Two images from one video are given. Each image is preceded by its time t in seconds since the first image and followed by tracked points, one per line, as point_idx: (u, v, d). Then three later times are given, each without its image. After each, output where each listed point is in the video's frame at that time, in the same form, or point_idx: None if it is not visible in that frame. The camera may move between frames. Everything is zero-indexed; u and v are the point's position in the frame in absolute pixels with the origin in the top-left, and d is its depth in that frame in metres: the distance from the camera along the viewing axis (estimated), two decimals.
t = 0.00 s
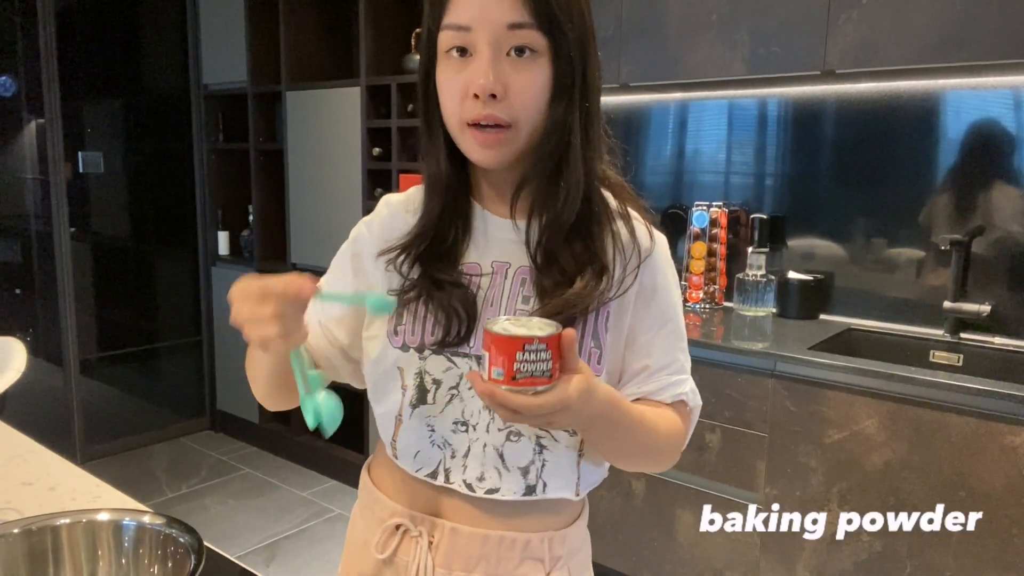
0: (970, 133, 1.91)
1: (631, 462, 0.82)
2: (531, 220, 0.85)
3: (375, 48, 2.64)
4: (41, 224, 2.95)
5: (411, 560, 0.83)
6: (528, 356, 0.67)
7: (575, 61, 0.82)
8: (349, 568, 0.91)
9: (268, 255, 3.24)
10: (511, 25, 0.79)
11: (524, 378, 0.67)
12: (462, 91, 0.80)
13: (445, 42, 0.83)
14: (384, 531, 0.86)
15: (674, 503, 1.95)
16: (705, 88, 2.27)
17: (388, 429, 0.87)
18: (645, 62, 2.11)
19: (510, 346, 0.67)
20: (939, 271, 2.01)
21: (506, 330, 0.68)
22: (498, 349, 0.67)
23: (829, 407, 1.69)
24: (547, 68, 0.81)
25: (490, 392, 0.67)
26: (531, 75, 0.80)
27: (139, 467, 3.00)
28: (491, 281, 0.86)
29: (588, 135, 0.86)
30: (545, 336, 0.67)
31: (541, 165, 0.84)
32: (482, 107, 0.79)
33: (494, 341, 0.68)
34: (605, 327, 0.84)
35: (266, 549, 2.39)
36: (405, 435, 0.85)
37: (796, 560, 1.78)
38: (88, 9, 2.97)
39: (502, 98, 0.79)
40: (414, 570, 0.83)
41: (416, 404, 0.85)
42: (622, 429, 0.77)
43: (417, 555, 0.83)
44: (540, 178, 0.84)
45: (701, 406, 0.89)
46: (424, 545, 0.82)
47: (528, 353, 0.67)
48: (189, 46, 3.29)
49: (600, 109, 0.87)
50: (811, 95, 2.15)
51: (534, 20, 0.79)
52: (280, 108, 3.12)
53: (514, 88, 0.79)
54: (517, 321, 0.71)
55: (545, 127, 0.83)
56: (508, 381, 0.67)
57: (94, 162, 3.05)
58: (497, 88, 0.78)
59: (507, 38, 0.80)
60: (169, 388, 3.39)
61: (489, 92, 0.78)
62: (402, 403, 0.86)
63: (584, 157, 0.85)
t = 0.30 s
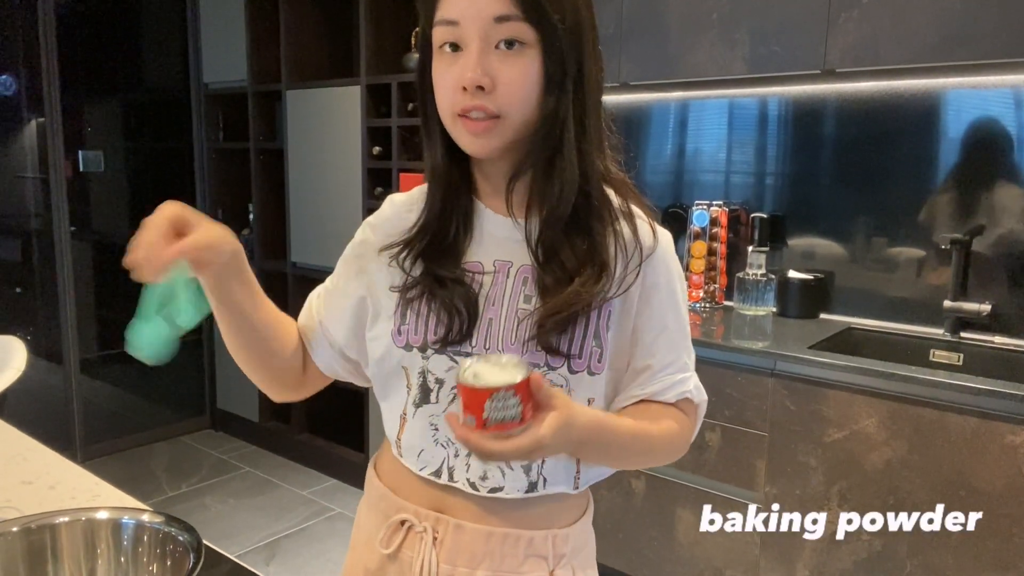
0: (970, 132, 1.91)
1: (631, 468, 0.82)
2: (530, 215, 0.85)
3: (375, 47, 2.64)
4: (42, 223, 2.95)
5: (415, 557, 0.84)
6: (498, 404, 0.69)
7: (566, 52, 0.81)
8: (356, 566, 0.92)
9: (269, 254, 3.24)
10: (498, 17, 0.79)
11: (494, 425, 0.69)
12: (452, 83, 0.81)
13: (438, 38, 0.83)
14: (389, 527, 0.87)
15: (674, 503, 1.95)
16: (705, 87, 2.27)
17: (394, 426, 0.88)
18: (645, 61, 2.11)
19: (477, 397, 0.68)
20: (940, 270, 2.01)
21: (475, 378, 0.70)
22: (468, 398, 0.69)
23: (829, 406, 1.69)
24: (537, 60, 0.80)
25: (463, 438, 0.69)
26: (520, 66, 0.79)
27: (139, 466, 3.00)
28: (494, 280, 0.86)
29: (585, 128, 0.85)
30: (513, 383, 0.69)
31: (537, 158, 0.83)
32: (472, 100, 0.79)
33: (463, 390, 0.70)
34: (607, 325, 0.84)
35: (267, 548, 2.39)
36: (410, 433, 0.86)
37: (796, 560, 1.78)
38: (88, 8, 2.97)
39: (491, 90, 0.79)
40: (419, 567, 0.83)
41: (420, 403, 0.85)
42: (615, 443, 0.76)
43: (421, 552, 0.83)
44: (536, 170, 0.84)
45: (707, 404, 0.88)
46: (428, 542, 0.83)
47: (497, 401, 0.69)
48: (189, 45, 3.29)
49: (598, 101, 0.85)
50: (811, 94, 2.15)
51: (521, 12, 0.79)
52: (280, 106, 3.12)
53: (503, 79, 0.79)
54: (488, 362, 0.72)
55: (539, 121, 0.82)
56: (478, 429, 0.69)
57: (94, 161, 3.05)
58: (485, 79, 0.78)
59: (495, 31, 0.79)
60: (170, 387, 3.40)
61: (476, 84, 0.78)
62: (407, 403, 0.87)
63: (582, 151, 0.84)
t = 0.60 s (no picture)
0: (970, 132, 1.91)
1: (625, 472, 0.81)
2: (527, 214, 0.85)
3: (375, 46, 2.64)
4: (42, 222, 2.95)
5: (414, 550, 0.84)
6: (468, 426, 0.70)
7: (546, 51, 0.79)
8: (358, 562, 0.92)
9: (269, 254, 3.24)
10: (475, 22, 0.78)
11: (469, 446, 0.70)
12: (440, 90, 0.81)
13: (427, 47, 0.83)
14: (390, 522, 0.87)
15: (674, 503, 1.95)
16: (705, 87, 2.27)
17: (399, 423, 0.89)
18: (645, 61, 2.11)
19: (450, 419, 0.70)
20: (940, 270, 2.01)
21: (450, 401, 0.71)
22: (444, 421, 0.71)
23: (829, 406, 1.69)
24: (517, 61, 0.79)
25: (442, 457, 0.71)
26: (499, 70, 0.78)
27: (139, 465, 3.01)
28: (495, 280, 0.86)
29: (570, 126, 0.82)
30: (482, 406, 0.69)
31: (528, 158, 0.82)
32: (457, 106, 0.80)
33: (439, 412, 0.71)
34: (607, 326, 0.84)
35: (267, 547, 2.39)
36: (413, 429, 0.87)
37: (796, 560, 1.78)
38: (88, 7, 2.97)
39: (473, 96, 0.79)
40: (417, 560, 0.83)
41: (424, 400, 0.86)
42: (602, 450, 0.77)
43: (420, 546, 0.83)
44: (526, 170, 0.83)
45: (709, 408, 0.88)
46: (427, 537, 0.83)
47: (468, 423, 0.70)
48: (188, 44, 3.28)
49: (586, 98, 0.83)
50: (811, 94, 2.15)
51: (495, 15, 0.78)
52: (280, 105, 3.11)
53: (484, 84, 0.78)
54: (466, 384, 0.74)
55: (525, 122, 0.81)
56: (455, 449, 0.70)
57: (94, 161, 3.05)
58: (466, 86, 0.78)
59: (474, 36, 0.79)
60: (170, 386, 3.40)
61: (459, 90, 0.78)
62: (410, 401, 0.88)
63: (571, 150, 0.82)
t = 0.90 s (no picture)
0: (971, 131, 1.91)
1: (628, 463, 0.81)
2: (516, 211, 0.85)
3: (375, 45, 2.64)
4: (43, 221, 2.95)
5: (414, 547, 0.84)
6: (477, 439, 0.69)
7: (540, 46, 0.79)
8: (359, 559, 0.92)
9: (269, 253, 3.24)
10: (471, 14, 0.78)
11: (477, 458, 0.70)
12: (432, 82, 0.80)
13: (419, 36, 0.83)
14: (390, 519, 0.87)
15: (674, 502, 1.95)
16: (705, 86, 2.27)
17: (395, 424, 0.89)
18: (645, 60, 2.11)
19: (458, 433, 0.69)
20: (940, 269, 2.01)
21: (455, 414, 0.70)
22: (451, 434, 0.70)
23: (829, 405, 1.69)
24: (511, 56, 0.79)
25: (451, 470, 0.71)
26: (493, 63, 0.78)
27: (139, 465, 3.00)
28: (488, 279, 0.86)
29: (564, 122, 0.82)
30: (489, 419, 0.69)
31: (515, 155, 0.82)
32: (449, 99, 0.79)
33: (445, 425, 0.71)
34: (604, 323, 0.84)
35: (267, 546, 2.39)
36: (414, 430, 0.87)
37: (796, 559, 1.78)
38: (88, 6, 2.96)
39: (466, 89, 0.78)
40: (417, 558, 0.84)
41: (423, 402, 0.86)
42: (603, 445, 0.76)
43: (420, 543, 0.84)
44: (517, 167, 0.83)
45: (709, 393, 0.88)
46: (427, 534, 0.83)
47: (476, 436, 0.69)
48: (189, 44, 3.29)
49: (577, 98, 0.83)
50: (811, 93, 2.15)
51: (492, 7, 0.77)
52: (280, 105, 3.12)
53: (478, 78, 0.78)
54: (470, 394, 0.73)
55: (516, 118, 0.81)
56: (463, 463, 0.70)
57: (94, 160, 3.05)
58: (459, 78, 0.78)
59: (469, 28, 0.78)
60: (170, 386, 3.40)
61: (451, 83, 0.78)
62: (408, 401, 0.88)
63: (559, 148, 0.82)
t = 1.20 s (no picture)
0: (971, 132, 1.91)
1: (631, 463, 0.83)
2: (522, 213, 0.85)
3: (375, 45, 2.64)
4: (42, 221, 2.95)
5: (411, 551, 0.84)
6: (492, 462, 0.69)
7: (563, 50, 0.81)
8: (355, 562, 0.92)
9: (269, 253, 3.24)
10: (497, 10, 0.78)
11: (493, 479, 0.70)
12: (448, 76, 0.80)
13: (433, 29, 0.82)
14: (387, 522, 0.87)
15: (674, 502, 1.95)
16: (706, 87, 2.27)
17: (393, 428, 0.89)
18: (645, 60, 2.11)
19: (473, 456, 0.69)
20: (940, 269, 2.01)
21: (469, 437, 0.70)
22: (466, 456, 0.70)
23: (829, 405, 1.69)
24: (535, 55, 0.80)
25: (467, 492, 0.71)
26: (516, 62, 0.79)
27: (139, 464, 3.01)
28: (487, 282, 0.86)
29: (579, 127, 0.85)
30: (504, 442, 0.68)
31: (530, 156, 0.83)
32: (467, 94, 0.78)
33: (460, 448, 0.70)
34: (602, 327, 0.84)
35: (267, 545, 2.40)
36: (410, 435, 0.87)
37: (796, 559, 1.79)
38: (88, 6, 2.96)
39: (487, 85, 0.78)
40: (414, 562, 0.84)
41: (419, 407, 0.86)
42: (609, 452, 0.78)
43: (417, 547, 0.84)
44: (529, 169, 0.84)
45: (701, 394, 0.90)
46: (423, 538, 0.83)
47: (492, 459, 0.69)
48: (189, 44, 3.29)
49: (593, 101, 0.85)
50: (812, 93, 2.15)
51: (520, 6, 0.78)
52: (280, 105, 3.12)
53: (499, 75, 0.78)
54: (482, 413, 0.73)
55: (534, 118, 0.82)
56: (479, 484, 0.70)
57: (94, 159, 3.05)
58: (481, 74, 0.78)
59: (493, 24, 0.78)
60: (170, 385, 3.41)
61: (473, 78, 0.78)
62: (404, 405, 0.88)
63: (572, 150, 0.84)
